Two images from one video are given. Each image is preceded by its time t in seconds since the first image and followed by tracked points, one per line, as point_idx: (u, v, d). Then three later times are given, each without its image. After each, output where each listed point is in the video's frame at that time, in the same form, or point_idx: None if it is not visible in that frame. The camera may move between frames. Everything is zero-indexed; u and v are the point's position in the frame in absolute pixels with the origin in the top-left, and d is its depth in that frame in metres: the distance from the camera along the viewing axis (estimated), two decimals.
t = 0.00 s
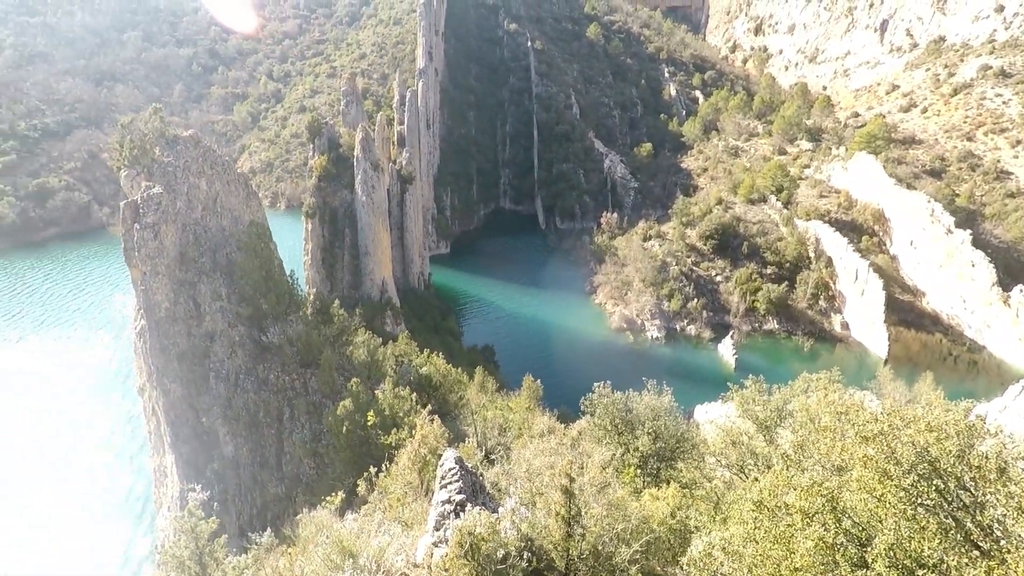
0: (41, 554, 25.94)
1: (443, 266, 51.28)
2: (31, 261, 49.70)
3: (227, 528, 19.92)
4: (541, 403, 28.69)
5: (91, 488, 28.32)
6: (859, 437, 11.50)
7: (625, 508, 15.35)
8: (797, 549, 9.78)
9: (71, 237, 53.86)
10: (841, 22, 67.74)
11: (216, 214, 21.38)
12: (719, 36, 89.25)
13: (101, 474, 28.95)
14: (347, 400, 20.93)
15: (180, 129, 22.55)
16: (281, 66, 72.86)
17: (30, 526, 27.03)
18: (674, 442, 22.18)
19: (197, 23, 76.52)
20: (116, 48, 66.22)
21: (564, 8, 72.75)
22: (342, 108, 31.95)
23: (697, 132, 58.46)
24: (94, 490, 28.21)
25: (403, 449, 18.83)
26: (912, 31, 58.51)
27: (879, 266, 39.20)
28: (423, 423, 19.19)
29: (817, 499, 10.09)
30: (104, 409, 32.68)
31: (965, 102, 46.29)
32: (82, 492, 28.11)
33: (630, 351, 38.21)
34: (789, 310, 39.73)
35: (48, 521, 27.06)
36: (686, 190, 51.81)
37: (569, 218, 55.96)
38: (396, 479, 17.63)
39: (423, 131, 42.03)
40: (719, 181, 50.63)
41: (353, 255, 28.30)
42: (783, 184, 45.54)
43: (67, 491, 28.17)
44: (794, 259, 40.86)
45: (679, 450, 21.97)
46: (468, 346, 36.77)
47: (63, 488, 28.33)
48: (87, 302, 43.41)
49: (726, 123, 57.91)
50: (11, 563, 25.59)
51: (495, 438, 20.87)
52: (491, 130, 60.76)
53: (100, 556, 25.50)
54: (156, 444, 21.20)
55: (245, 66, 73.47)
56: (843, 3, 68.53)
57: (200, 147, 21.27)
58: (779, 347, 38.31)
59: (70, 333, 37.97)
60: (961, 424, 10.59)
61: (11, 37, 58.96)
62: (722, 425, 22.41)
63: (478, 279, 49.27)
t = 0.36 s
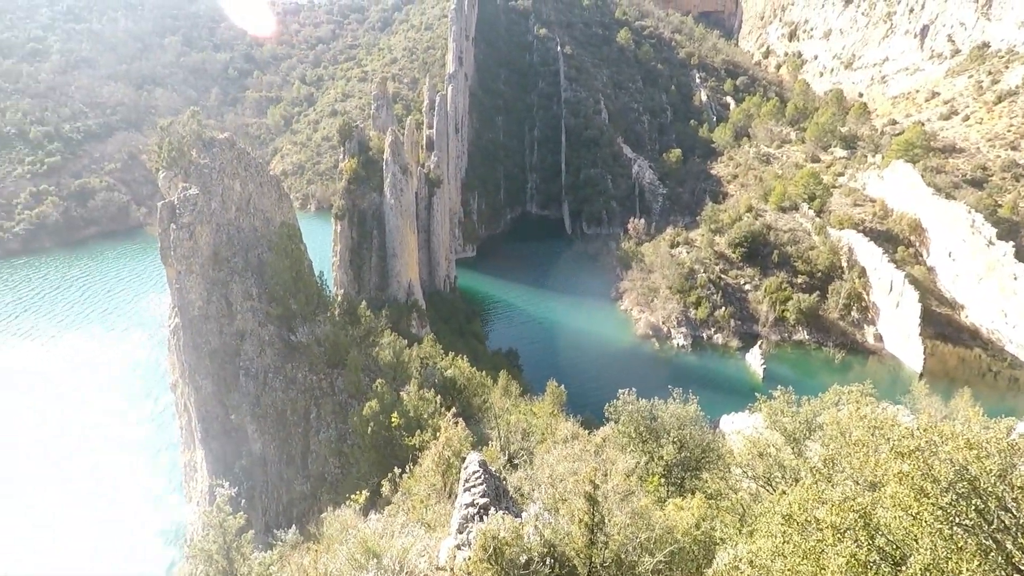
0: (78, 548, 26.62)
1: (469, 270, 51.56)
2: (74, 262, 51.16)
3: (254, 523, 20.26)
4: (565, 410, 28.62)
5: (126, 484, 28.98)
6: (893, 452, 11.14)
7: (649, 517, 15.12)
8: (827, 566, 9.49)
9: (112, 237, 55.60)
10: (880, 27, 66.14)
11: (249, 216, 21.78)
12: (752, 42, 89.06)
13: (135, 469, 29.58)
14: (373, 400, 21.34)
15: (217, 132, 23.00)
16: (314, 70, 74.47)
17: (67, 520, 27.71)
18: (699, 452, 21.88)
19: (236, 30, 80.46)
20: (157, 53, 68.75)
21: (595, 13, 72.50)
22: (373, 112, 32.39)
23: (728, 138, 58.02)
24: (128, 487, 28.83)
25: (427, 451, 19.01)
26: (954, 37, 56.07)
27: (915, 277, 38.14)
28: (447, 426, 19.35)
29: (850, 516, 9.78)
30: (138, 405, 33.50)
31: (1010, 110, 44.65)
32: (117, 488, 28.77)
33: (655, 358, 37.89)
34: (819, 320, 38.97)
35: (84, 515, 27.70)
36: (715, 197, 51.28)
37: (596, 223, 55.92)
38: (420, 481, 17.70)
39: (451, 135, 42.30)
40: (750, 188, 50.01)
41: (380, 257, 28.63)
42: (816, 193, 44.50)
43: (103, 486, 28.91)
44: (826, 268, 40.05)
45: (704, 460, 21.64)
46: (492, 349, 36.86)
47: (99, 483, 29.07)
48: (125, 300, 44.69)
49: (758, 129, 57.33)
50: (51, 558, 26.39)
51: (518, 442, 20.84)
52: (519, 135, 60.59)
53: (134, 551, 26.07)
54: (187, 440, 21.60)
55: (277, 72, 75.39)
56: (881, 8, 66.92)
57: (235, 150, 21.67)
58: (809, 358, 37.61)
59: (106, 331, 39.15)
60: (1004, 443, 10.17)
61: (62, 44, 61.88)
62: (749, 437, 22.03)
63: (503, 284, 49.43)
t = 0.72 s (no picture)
0: (101, 539, 26.70)
1: (492, 273, 51.70)
2: (110, 257, 53.28)
3: (277, 520, 20.60)
4: (586, 415, 28.49)
5: (152, 480, 29.28)
6: (926, 468, 10.85)
7: (671, 526, 14.89)
8: None
9: (149, 237, 58.30)
10: (917, 31, 64.51)
11: (278, 216, 22.15)
12: (783, 47, 88.61)
13: (162, 463, 30.04)
14: (396, 401, 21.66)
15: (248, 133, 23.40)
16: (343, 74, 75.80)
17: (93, 511, 27.94)
18: (723, 461, 21.56)
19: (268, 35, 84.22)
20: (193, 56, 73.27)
21: (623, 18, 72.28)
22: (401, 115, 32.72)
23: (757, 143, 57.43)
24: (154, 483, 29.14)
25: (449, 452, 19.15)
26: (995, 41, 54.35)
27: (951, 286, 36.75)
28: (469, 428, 19.48)
29: (882, 531, 9.50)
30: (168, 403, 34.13)
31: None
32: (143, 483, 29.06)
33: (678, 365, 37.56)
34: (849, 330, 38.18)
35: (109, 508, 27.91)
36: (742, 203, 50.78)
37: (620, 228, 55.58)
38: (442, 482, 17.76)
39: (477, 138, 42.44)
40: (778, 194, 49.42)
41: (404, 259, 28.93)
42: (847, 200, 43.83)
43: (130, 481, 29.25)
44: (856, 277, 39.28)
45: (728, 470, 21.30)
46: (514, 353, 36.86)
47: (126, 477, 29.39)
48: (156, 296, 46.05)
49: (787, 135, 56.73)
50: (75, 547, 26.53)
51: (538, 447, 20.76)
52: (544, 139, 60.50)
53: (157, 547, 26.10)
54: (214, 435, 22.02)
55: (308, 76, 77.29)
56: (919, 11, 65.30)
57: (267, 151, 22.04)
58: (837, 369, 36.84)
59: (141, 331, 40.38)
60: None
61: (101, 48, 67.52)
62: (775, 447, 21.62)
63: (525, 288, 49.48)
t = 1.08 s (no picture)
0: (127, 530, 27.08)
1: (515, 277, 51.82)
2: (143, 255, 56.39)
3: (300, 517, 20.72)
4: (607, 420, 28.33)
5: (176, 474, 29.73)
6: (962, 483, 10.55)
7: (694, 534, 14.65)
8: None
9: (178, 236, 62.07)
10: (952, 33, 62.17)
11: (306, 218, 22.49)
12: (813, 50, 87.56)
13: (186, 458, 30.52)
14: (418, 403, 21.90)
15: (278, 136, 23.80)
16: (370, 78, 77.04)
17: (120, 503, 28.43)
18: (747, 471, 21.14)
19: (298, 41, 88.13)
20: (225, 61, 79.08)
21: (649, 21, 71.95)
22: (426, 119, 33.01)
23: (785, 148, 56.79)
24: (179, 477, 29.58)
25: (470, 454, 19.32)
26: None
27: (987, 294, 35.55)
28: (491, 431, 19.54)
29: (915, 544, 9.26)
30: (195, 399, 34.76)
31: None
32: (168, 477, 29.52)
33: (701, 372, 37.18)
34: (878, 339, 37.34)
35: (142, 499, 28.45)
36: (769, 208, 50.36)
37: (644, 232, 54.97)
38: (463, 485, 17.77)
39: (501, 142, 42.53)
40: (806, 200, 48.80)
41: (428, 261, 29.14)
42: (877, 207, 42.99)
43: (156, 474, 29.74)
44: (887, 286, 38.40)
45: (752, 480, 20.90)
46: (535, 357, 36.86)
47: (152, 469, 29.91)
48: (186, 294, 47.23)
49: (816, 140, 55.96)
50: (102, 538, 26.98)
51: (559, 452, 20.63)
52: (569, 143, 60.33)
53: (181, 542, 26.43)
54: (240, 432, 22.36)
55: (338, 80, 79.20)
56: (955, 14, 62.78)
57: (295, 155, 22.39)
58: (865, 379, 36.09)
59: (172, 329, 41.41)
60: None
61: (138, 53, 74.41)
62: (800, 457, 21.18)
63: (547, 292, 49.47)
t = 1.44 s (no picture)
0: (151, 524, 27.44)
1: (535, 283, 51.87)
2: (170, 257, 57.53)
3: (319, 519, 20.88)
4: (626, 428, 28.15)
5: (198, 471, 30.19)
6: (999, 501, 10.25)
7: (715, 546, 14.40)
8: None
9: (202, 238, 62.77)
10: (984, 39, 60.52)
11: (330, 222, 22.77)
12: (840, 56, 86.61)
13: (208, 456, 31.00)
14: (438, 408, 22.00)
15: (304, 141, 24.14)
16: (394, 85, 78.01)
17: (144, 498, 28.88)
18: (769, 483, 20.74)
19: (324, 47, 89.71)
20: (253, 68, 81.29)
21: (673, 28, 71.76)
22: (449, 125, 33.30)
23: (810, 155, 56.21)
24: (201, 474, 30.03)
25: (488, 459, 19.58)
26: None
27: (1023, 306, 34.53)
28: (510, 438, 19.54)
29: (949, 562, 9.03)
30: (217, 399, 35.33)
31: None
32: (191, 474, 29.97)
33: (723, 381, 36.76)
34: (906, 351, 36.54)
35: (164, 495, 28.88)
36: (794, 217, 50.01)
37: (666, 240, 54.80)
38: (482, 490, 17.72)
39: (523, 149, 42.66)
40: (832, 208, 48.26)
41: (448, 266, 29.31)
42: (905, 215, 42.22)
43: (178, 471, 30.21)
44: (915, 296, 37.58)
45: (774, 493, 20.48)
46: (555, 363, 36.84)
47: (176, 466, 30.40)
48: (211, 296, 48.09)
49: (843, 147, 55.24)
50: (127, 530, 27.37)
51: (578, 459, 20.50)
52: (591, 149, 60.18)
53: (204, 538, 26.73)
54: (262, 432, 22.60)
55: (362, 87, 80.47)
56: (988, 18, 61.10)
57: (320, 160, 22.69)
58: (891, 391, 35.30)
59: (198, 330, 42.20)
60: None
61: (171, 61, 76.74)
62: (825, 469, 20.73)
63: (567, 298, 49.44)
